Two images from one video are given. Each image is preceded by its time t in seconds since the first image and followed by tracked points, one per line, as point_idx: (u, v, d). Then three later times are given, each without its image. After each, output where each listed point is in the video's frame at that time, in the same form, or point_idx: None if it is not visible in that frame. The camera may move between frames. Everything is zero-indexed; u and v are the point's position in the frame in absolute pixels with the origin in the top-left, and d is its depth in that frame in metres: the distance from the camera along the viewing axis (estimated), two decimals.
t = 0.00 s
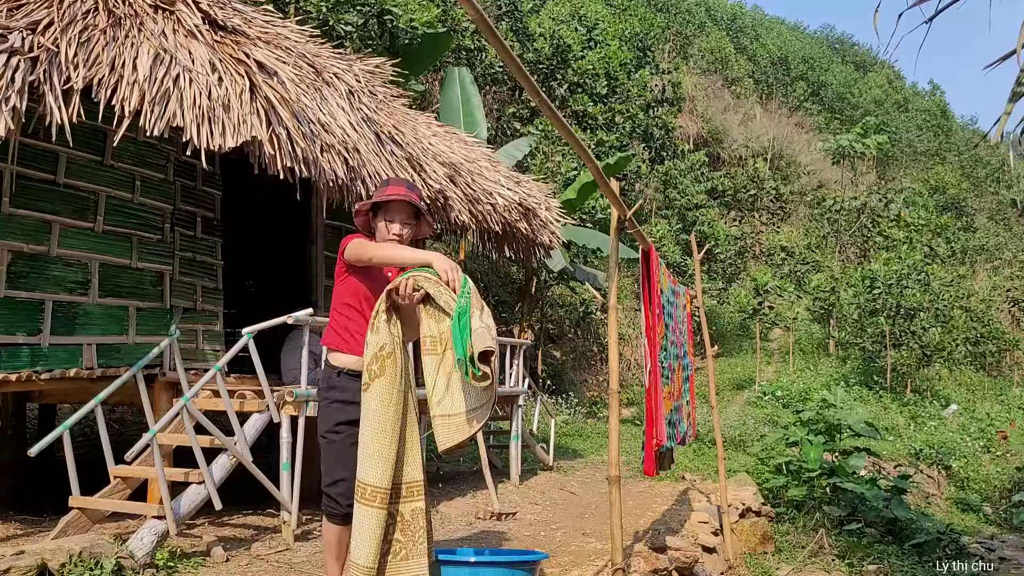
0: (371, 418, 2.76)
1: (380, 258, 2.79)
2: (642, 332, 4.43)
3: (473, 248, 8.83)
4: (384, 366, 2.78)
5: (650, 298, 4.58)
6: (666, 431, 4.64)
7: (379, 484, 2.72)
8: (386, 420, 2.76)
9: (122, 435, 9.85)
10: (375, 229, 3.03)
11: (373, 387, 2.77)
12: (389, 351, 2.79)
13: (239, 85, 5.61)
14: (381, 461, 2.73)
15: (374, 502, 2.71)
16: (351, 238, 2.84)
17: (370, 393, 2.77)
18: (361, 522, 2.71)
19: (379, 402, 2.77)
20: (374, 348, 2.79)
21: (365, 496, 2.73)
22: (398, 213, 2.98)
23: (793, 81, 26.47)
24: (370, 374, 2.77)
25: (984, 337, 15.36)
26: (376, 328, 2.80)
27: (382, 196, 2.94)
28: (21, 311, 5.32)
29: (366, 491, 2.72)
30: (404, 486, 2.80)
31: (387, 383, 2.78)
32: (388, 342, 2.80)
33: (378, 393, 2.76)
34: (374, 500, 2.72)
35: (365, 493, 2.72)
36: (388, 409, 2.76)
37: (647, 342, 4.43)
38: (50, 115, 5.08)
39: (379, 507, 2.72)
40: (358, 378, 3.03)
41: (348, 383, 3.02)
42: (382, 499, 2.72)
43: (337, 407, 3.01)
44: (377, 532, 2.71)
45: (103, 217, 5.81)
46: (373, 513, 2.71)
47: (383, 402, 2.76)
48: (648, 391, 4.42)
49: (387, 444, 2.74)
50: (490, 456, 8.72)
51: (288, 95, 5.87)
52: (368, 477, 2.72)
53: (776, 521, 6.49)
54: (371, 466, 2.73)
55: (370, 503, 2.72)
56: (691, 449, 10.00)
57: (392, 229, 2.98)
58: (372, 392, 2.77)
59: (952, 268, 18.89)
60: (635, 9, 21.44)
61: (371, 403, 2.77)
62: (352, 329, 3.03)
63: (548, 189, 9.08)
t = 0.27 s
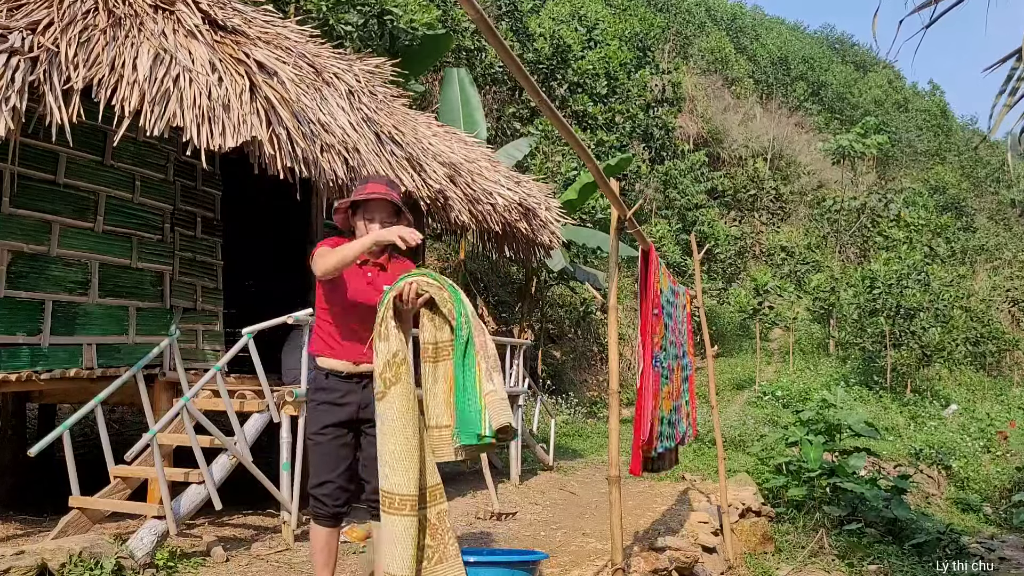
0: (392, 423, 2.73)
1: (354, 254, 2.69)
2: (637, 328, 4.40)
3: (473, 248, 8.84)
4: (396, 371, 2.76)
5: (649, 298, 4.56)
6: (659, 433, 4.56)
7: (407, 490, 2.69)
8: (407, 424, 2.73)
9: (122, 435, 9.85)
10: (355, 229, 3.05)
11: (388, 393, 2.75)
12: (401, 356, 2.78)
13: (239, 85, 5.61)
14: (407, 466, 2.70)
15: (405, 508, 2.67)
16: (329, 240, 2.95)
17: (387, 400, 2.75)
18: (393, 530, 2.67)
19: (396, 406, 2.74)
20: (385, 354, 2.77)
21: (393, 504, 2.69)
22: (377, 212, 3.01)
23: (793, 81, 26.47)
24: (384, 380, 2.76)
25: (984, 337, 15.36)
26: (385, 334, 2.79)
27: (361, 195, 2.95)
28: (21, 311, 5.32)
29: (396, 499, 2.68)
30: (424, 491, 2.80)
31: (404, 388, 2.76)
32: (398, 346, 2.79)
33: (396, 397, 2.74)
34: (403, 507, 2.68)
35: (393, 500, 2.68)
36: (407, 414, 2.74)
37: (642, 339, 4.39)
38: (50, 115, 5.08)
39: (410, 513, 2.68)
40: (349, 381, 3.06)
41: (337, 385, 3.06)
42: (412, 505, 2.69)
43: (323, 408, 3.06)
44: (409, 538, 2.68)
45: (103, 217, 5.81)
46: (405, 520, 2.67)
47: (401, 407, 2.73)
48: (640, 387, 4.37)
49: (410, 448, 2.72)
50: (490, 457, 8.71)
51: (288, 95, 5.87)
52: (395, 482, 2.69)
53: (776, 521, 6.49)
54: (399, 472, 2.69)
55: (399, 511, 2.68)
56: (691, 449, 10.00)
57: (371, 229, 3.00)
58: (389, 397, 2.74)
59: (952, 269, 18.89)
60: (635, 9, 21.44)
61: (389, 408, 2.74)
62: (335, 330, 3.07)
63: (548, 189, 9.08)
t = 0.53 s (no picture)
0: (400, 410, 2.83)
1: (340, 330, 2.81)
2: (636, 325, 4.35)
3: (473, 248, 8.85)
4: (410, 360, 2.88)
5: (648, 298, 4.56)
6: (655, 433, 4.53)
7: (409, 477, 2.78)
8: (414, 413, 2.84)
9: (122, 435, 9.85)
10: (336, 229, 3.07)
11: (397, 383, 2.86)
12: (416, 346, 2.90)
13: (239, 85, 5.61)
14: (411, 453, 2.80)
15: (405, 495, 2.77)
16: (306, 250, 3.03)
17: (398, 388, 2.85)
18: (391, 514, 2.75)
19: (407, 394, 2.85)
20: (401, 343, 2.89)
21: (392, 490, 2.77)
22: (359, 215, 3.02)
23: (793, 81, 26.47)
24: (398, 367, 2.87)
25: (984, 337, 15.36)
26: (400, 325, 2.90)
27: (343, 199, 2.96)
28: (21, 311, 5.32)
29: (397, 483, 2.77)
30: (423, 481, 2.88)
31: (416, 378, 2.86)
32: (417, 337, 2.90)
33: (408, 386, 2.85)
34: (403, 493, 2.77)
35: (393, 486, 2.76)
36: (415, 404, 2.84)
37: (640, 337, 4.36)
38: (50, 115, 5.08)
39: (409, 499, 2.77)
40: (340, 382, 3.07)
41: (327, 387, 3.06)
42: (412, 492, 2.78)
43: (315, 411, 3.05)
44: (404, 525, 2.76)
45: (103, 216, 5.81)
46: (403, 506, 2.76)
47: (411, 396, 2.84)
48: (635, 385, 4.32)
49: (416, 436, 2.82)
50: (490, 457, 8.72)
51: (288, 95, 5.87)
52: (398, 469, 2.77)
53: (776, 521, 6.49)
54: (403, 459, 2.78)
55: (400, 496, 2.77)
56: (691, 449, 10.00)
57: (353, 233, 3.02)
58: (402, 386, 2.85)
59: (952, 269, 18.90)
60: (635, 8, 21.43)
61: (398, 395, 2.85)
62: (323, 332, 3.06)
63: (548, 189, 9.09)
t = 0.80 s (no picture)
0: (398, 400, 2.83)
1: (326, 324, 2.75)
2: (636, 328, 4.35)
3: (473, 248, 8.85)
4: (414, 354, 2.89)
5: (649, 299, 4.58)
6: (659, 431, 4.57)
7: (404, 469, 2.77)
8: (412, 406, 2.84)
9: (122, 436, 9.85)
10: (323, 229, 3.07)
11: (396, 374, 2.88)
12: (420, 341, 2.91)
13: (239, 85, 5.61)
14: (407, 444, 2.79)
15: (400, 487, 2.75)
16: (297, 250, 3.03)
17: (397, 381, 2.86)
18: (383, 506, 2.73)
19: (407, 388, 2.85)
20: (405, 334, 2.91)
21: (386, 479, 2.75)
22: (345, 213, 3.01)
23: (793, 81, 26.47)
24: (388, 361, 2.89)
25: (984, 337, 15.36)
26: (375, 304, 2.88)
27: (327, 199, 2.96)
28: (21, 311, 5.32)
29: (392, 475, 2.75)
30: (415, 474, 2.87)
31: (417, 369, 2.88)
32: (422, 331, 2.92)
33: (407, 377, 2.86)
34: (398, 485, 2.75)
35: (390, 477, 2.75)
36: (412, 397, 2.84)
37: (642, 338, 4.39)
38: (50, 115, 5.08)
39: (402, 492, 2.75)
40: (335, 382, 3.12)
41: (323, 389, 3.11)
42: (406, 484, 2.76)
43: (312, 412, 3.11)
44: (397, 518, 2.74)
45: (103, 216, 5.81)
46: (397, 498, 2.74)
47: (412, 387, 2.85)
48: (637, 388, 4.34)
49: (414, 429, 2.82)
50: (489, 457, 8.72)
51: (288, 95, 5.87)
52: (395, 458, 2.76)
53: (776, 521, 6.50)
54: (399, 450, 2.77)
55: (394, 488, 2.75)
56: (691, 449, 10.00)
57: (340, 232, 3.02)
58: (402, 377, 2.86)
59: (952, 269, 18.91)
60: (635, 9, 21.43)
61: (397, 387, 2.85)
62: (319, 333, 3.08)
63: (548, 189, 9.08)
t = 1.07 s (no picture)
0: (404, 403, 2.78)
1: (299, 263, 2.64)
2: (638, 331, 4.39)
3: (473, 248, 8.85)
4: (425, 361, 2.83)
5: (650, 299, 4.61)
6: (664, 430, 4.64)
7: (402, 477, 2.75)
8: (417, 415, 2.81)
9: (122, 435, 9.85)
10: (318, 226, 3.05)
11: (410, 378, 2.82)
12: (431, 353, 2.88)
13: (239, 85, 5.61)
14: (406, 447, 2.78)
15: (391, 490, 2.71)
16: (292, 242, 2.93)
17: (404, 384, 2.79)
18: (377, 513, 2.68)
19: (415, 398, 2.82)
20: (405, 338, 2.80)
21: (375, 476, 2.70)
22: (338, 210, 2.99)
23: (793, 81, 26.47)
24: (397, 363, 2.78)
25: (984, 337, 15.36)
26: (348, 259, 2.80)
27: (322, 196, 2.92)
28: (21, 312, 5.32)
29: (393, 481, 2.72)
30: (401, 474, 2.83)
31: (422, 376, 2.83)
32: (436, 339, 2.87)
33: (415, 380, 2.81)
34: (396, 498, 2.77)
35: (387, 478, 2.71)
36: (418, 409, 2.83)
37: (646, 339, 4.44)
38: (50, 115, 5.08)
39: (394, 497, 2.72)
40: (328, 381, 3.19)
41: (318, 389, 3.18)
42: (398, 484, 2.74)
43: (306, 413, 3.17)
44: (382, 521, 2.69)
45: (103, 216, 5.81)
46: (385, 499, 2.70)
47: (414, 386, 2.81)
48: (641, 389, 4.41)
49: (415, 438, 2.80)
50: (489, 457, 8.72)
51: (288, 95, 5.87)
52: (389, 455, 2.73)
53: (776, 521, 6.50)
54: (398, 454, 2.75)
55: (385, 488, 2.71)
56: (692, 449, 10.00)
57: (335, 229, 3.00)
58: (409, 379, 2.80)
59: (952, 268, 18.91)
60: (635, 9, 21.43)
61: (402, 390, 2.78)
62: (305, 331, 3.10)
63: (548, 189, 9.08)
